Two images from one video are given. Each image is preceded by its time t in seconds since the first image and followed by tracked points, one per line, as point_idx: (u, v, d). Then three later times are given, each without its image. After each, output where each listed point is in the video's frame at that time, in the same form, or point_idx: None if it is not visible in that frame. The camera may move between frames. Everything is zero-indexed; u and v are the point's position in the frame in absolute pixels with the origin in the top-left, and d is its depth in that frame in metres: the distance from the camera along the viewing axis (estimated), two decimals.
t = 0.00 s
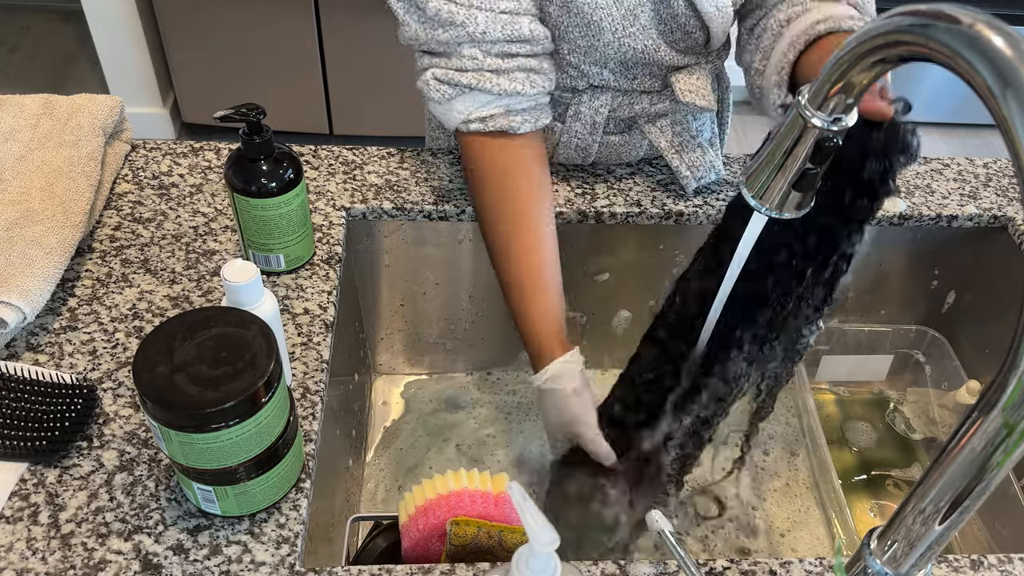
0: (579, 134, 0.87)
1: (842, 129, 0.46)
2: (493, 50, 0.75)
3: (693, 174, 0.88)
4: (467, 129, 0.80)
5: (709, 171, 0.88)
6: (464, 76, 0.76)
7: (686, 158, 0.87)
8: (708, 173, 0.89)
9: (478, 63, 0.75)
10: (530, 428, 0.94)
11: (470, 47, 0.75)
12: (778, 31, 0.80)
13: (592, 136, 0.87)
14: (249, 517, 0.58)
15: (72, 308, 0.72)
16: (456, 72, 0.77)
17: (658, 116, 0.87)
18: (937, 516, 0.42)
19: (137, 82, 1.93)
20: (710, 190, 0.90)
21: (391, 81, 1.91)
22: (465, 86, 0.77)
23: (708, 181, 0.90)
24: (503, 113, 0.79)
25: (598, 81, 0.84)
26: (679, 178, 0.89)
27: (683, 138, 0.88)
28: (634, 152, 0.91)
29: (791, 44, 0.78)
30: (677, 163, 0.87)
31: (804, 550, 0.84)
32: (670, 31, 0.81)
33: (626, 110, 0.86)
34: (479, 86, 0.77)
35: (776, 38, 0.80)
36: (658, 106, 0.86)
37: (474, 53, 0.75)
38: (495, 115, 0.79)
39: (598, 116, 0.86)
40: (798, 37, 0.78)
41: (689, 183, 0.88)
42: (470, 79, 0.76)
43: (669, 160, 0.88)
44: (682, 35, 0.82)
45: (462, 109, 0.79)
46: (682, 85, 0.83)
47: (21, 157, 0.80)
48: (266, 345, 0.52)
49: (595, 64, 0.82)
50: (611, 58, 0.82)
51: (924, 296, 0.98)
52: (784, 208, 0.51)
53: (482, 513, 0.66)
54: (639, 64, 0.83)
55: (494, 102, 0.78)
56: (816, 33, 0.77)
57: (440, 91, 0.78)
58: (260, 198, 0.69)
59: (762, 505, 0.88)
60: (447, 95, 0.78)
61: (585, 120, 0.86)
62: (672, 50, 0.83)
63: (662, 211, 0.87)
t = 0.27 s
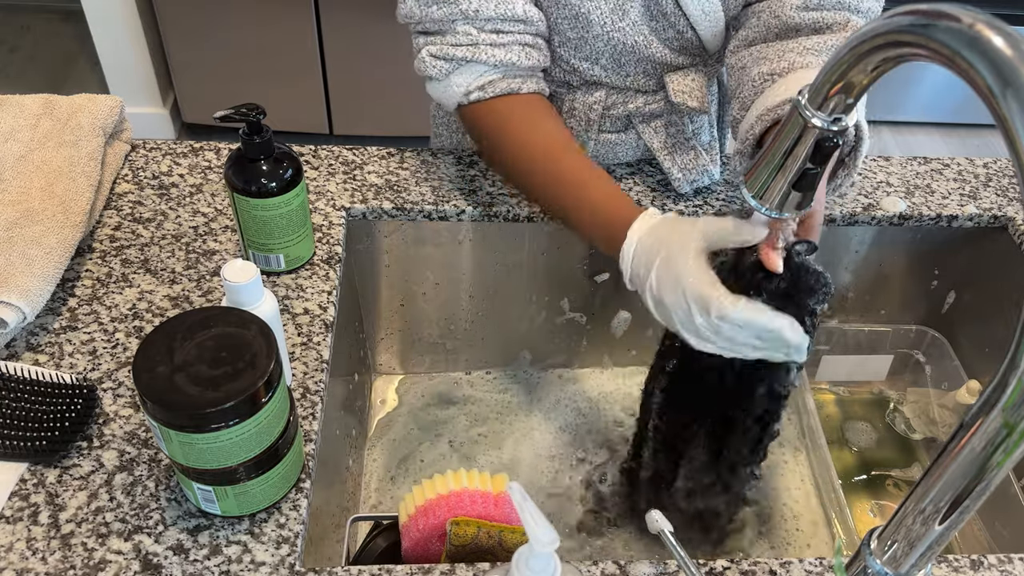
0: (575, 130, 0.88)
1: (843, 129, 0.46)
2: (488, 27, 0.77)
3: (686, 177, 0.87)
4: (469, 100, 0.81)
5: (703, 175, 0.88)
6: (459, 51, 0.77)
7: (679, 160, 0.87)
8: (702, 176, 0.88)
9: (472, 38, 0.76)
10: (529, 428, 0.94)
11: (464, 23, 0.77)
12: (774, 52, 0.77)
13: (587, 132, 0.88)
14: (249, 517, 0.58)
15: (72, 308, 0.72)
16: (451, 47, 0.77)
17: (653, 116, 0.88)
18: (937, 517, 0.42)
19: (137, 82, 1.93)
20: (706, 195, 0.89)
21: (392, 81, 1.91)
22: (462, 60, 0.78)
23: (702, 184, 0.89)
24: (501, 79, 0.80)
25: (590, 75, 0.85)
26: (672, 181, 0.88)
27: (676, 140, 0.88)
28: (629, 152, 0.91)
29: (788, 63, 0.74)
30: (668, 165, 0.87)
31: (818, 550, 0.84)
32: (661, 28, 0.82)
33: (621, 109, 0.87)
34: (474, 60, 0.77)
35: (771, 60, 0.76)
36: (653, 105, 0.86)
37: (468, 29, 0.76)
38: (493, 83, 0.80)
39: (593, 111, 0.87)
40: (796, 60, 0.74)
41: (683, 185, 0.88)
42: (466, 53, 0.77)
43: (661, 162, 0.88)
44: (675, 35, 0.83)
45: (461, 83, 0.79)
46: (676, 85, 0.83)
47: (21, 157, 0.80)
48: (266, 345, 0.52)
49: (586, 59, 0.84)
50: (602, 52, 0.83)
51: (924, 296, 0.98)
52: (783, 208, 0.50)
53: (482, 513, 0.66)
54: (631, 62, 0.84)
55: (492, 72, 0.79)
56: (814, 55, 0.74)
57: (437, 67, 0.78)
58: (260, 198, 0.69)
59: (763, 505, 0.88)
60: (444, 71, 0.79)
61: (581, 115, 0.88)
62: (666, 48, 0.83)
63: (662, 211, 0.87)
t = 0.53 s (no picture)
0: (573, 130, 0.88)
1: (843, 129, 0.46)
2: (465, 19, 0.78)
3: (681, 179, 0.87)
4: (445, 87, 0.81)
5: (700, 178, 0.88)
6: (433, 39, 0.78)
7: (674, 162, 0.87)
8: (699, 180, 0.88)
9: (448, 28, 0.78)
10: (530, 428, 0.94)
11: (442, 14, 0.78)
12: (774, 53, 0.77)
13: (585, 132, 0.88)
14: (249, 517, 0.58)
15: (72, 308, 0.72)
16: (428, 35, 0.79)
17: (650, 118, 0.87)
18: (937, 517, 0.42)
19: (138, 82, 1.93)
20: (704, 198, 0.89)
21: (392, 81, 1.91)
22: (438, 49, 0.79)
23: (700, 186, 0.89)
24: (474, 71, 0.80)
25: (585, 74, 0.85)
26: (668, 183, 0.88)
27: (674, 142, 0.88)
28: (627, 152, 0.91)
29: (788, 63, 0.74)
30: (665, 167, 0.87)
31: (817, 553, 0.84)
32: (660, 27, 0.82)
33: (619, 108, 0.86)
34: (448, 50, 0.78)
35: (773, 61, 0.76)
36: (650, 107, 0.86)
37: (444, 20, 0.78)
38: (465, 73, 0.80)
39: (590, 112, 0.87)
40: (797, 61, 0.74)
41: (680, 187, 0.88)
42: (440, 42, 0.78)
43: (658, 163, 0.88)
44: (673, 36, 0.83)
45: (436, 70, 0.80)
46: (672, 87, 0.83)
47: (21, 157, 0.80)
48: (266, 345, 0.52)
49: (582, 57, 0.84)
50: (599, 49, 0.83)
51: (924, 296, 0.98)
52: (783, 208, 0.50)
53: (482, 513, 0.66)
54: (629, 61, 0.84)
55: (465, 63, 0.80)
56: (815, 55, 0.74)
57: (413, 53, 0.80)
58: (260, 198, 0.69)
59: (763, 505, 0.88)
60: (420, 57, 0.80)
61: (577, 115, 0.87)
62: (665, 48, 0.83)
63: (662, 211, 0.87)
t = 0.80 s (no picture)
0: (576, 131, 0.88)
1: (843, 129, 0.46)
2: (487, 17, 0.77)
3: (686, 179, 0.87)
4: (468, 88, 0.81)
5: (704, 178, 0.88)
6: (456, 38, 0.77)
7: (679, 162, 0.87)
8: (702, 180, 0.88)
9: (471, 26, 0.77)
10: (529, 428, 0.94)
11: (464, 12, 0.77)
12: (801, 50, 0.79)
13: (588, 133, 0.88)
14: (249, 517, 0.58)
15: (71, 308, 0.72)
16: (449, 35, 0.78)
17: (654, 118, 0.87)
18: (937, 517, 0.42)
19: (138, 82, 1.92)
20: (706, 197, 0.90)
21: (392, 81, 1.91)
22: (459, 48, 0.78)
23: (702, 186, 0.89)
24: (497, 69, 0.80)
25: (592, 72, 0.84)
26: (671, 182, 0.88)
27: (677, 142, 0.88)
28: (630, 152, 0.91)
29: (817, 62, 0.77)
30: (669, 166, 0.87)
31: (817, 553, 0.84)
32: (669, 26, 0.82)
33: (623, 109, 0.86)
34: (472, 48, 0.77)
35: (801, 58, 0.79)
36: (655, 107, 0.86)
37: (467, 18, 0.77)
38: (488, 72, 0.79)
39: (593, 113, 0.86)
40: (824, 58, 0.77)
41: (683, 187, 0.88)
42: (463, 41, 0.77)
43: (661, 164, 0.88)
44: (681, 35, 0.83)
45: (456, 71, 0.80)
46: (677, 87, 0.83)
47: (21, 157, 0.80)
48: (266, 345, 0.52)
49: (590, 55, 0.83)
50: (607, 47, 0.82)
51: (924, 296, 0.98)
52: (783, 208, 0.51)
53: (482, 513, 0.66)
54: (635, 59, 0.83)
55: (488, 62, 0.79)
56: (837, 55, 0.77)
57: (434, 54, 0.79)
58: (260, 198, 0.69)
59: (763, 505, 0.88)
60: (442, 58, 0.79)
61: (581, 116, 0.87)
62: (673, 48, 0.83)
63: (663, 211, 0.87)
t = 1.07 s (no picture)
0: (576, 129, 0.88)
1: (842, 129, 0.46)
2: (485, 14, 0.77)
3: (686, 177, 0.87)
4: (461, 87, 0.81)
5: (704, 176, 0.88)
6: (454, 34, 0.77)
7: (679, 160, 0.87)
8: (703, 178, 0.88)
9: (469, 23, 0.77)
10: (529, 428, 0.94)
11: (462, 8, 0.77)
12: (793, 51, 0.79)
13: (589, 130, 0.88)
14: (249, 517, 0.58)
15: (72, 308, 0.72)
16: (447, 30, 0.78)
17: (655, 116, 0.87)
18: (937, 517, 0.42)
19: (138, 82, 1.93)
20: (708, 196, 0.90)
21: (392, 80, 1.91)
22: (457, 44, 0.79)
23: (702, 185, 0.89)
24: (493, 66, 0.80)
25: (592, 69, 0.84)
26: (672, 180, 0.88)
27: (677, 140, 0.87)
28: (631, 150, 0.91)
29: (798, 65, 0.77)
30: (669, 164, 0.87)
31: (817, 553, 0.84)
32: (670, 23, 0.82)
33: (623, 107, 0.86)
34: (469, 44, 0.78)
35: (789, 62, 0.79)
36: (655, 105, 0.86)
37: (465, 14, 0.77)
38: (484, 69, 0.80)
39: (593, 111, 0.86)
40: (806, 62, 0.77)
41: (684, 185, 0.88)
42: (461, 37, 0.78)
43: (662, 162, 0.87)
44: (682, 32, 0.83)
45: (454, 68, 0.80)
46: (678, 84, 0.83)
47: (21, 157, 0.80)
48: (266, 345, 0.52)
49: (591, 52, 0.83)
50: (607, 44, 0.82)
51: (924, 296, 0.98)
52: (783, 208, 0.51)
53: (482, 513, 0.66)
54: (636, 56, 0.83)
55: (485, 58, 0.80)
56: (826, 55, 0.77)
57: (432, 50, 0.79)
58: (260, 198, 0.69)
59: (763, 505, 0.88)
60: (439, 54, 0.80)
61: (581, 114, 0.87)
62: (674, 45, 0.83)
63: (662, 210, 0.87)
